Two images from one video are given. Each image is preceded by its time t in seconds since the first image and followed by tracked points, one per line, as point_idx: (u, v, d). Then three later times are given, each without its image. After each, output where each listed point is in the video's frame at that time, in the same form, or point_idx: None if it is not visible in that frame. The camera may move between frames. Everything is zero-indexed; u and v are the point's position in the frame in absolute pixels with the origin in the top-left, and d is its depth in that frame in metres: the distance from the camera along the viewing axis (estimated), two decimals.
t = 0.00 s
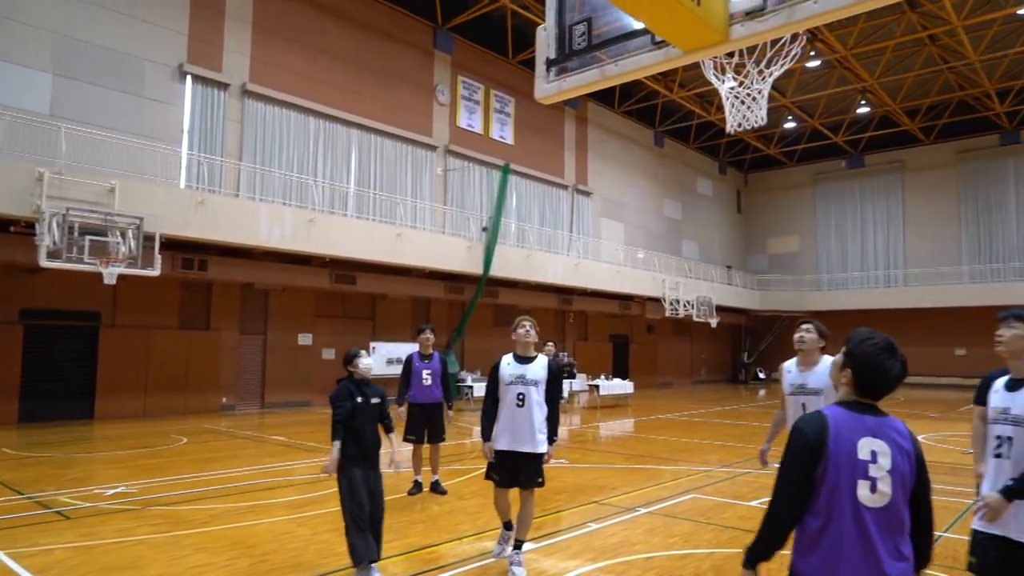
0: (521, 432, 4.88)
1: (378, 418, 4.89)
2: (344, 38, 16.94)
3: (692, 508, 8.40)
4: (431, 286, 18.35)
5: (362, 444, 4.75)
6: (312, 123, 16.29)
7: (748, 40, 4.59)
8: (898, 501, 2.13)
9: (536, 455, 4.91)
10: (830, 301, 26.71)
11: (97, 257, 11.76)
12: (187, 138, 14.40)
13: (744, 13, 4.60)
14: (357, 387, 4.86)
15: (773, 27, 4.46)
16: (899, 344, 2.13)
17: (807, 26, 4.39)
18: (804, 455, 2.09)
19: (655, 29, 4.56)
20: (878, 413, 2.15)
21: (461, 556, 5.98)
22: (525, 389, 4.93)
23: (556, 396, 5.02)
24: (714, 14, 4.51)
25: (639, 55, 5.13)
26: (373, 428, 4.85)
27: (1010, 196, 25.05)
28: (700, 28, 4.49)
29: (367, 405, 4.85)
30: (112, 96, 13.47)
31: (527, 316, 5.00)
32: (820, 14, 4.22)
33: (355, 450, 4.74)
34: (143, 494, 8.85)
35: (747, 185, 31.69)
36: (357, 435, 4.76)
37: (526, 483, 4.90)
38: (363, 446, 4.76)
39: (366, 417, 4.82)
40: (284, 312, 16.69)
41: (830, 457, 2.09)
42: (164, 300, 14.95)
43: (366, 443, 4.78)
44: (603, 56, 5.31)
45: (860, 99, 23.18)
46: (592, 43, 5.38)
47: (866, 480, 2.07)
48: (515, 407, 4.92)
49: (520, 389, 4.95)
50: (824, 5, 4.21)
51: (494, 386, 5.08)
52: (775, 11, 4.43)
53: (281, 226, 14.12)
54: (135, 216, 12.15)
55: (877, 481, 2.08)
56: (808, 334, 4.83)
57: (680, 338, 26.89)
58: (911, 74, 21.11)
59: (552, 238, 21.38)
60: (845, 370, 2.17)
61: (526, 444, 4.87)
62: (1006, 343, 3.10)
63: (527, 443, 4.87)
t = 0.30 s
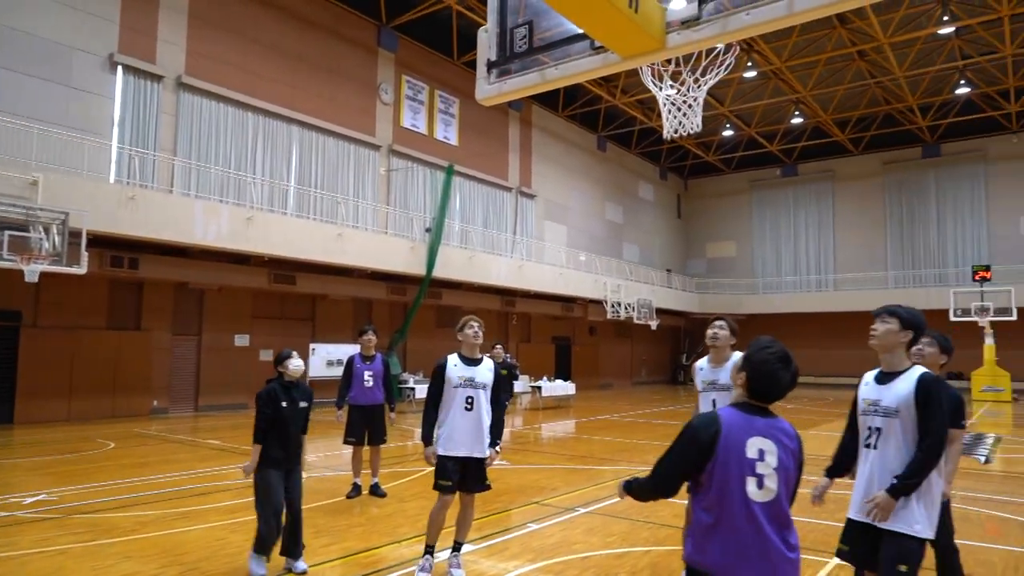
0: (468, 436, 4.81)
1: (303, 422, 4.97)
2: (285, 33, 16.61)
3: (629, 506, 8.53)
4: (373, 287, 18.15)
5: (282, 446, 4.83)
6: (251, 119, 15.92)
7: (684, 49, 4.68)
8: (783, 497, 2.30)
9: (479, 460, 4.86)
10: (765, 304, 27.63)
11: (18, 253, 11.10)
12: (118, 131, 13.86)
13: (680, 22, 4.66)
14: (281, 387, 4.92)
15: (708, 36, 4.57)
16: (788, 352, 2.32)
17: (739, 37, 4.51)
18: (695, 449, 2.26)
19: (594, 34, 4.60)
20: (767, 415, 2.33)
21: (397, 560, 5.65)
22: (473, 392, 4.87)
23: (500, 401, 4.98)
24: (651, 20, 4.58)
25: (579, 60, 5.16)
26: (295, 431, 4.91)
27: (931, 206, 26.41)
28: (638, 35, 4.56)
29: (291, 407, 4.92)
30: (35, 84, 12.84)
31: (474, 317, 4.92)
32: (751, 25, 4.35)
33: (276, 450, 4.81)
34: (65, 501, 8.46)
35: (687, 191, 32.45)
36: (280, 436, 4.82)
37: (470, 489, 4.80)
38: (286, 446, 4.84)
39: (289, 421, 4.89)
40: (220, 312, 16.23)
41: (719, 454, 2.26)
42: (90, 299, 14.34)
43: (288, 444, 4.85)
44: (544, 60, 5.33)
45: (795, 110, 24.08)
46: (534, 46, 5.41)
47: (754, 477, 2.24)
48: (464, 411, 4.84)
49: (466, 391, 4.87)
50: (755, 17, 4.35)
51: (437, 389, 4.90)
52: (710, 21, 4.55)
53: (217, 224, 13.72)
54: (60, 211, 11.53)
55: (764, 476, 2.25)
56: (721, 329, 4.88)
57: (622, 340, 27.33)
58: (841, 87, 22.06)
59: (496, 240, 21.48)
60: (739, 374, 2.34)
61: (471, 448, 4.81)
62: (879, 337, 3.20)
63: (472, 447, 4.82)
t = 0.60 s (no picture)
0: (454, 434, 4.71)
1: (252, 416, 5.33)
2: (260, 25, 16.42)
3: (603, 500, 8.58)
4: (350, 283, 18.04)
5: (236, 440, 5.17)
6: (225, 112, 15.73)
7: (661, 44, 4.71)
8: (734, 479, 2.37)
9: (465, 458, 4.76)
10: (740, 301, 27.96)
11: None
12: (88, 122, 13.61)
13: (658, 17, 4.70)
14: (233, 383, 5.22)
15: (685, 32, 4.60)
16: (737, 339, 2.36)
17: (716, 33, 4.54)
18: (648, 438, 2.30)
19: (571, 28, 4.60)
20: (719, 402, 2.38)
21: (374, 556, 5.64)
22: (459, 389, 4.76)
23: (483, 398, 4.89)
24: (629, 15, 4.60)
25: (557, 54, 5.16)
26: (245, 425, 5.26)
27: (903, 204, 26.88)
28: (616, 29, 4.57)
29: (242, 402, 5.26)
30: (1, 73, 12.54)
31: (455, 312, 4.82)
32: (728, 21, 4.37)
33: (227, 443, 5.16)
34: (33, 499, 8.31)
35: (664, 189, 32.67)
36: (233, 431, 5.15)
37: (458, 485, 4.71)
38: (238, 440, 5.18)
39: (241, 416, 5.22)
40: (193, 307, 16.03)
41: (673, 442, 2.30)
42: (60, 294, 14.08)
43: (241, 438, 5.19)
44: (522, 54, 5.31)
45: (771, 108, 24.35)
46: (511, 40, 5.39)
47: (706, 462, 2.29)
48: (450, 409, 4.71)
49: (451, 389, 4.75)
50: (732, 14, 4.38)
51: (421, 384, 4.70)
52: (687, 17, 4.57)
53: (190, 217, 13.53)
54: (28, 203, 11.16)
55: (716, 461, 2.30)
56: (664, 325, 4.76)
57: (599, 336, 27.47)
58: (815, 86, 22.37)
59: (474, 236, 21.45)
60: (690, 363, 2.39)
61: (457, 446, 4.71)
62: (813, 337, 3.24)
63: (457, 445, 4.72)
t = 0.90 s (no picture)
0: (467, 425, 4.68)
1: (245, 406, 5.45)
2: (260, 16, 16.35)
3: (605, 491, 8.59)
4: (351, 275, 18.04)
5: (227, 427, 5.28)
6: (225, 103, 15.69)
7: (664, 33, 4.68)
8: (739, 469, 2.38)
9: (479, 450, 4.71)
10: (741, 293, 27.97)
11: None
12: (88, 114, 13.57)
13: (662, 6, 4.68)
14: (227, 371, 5.37)
15: (689, 21, 4.57)
16: (744, 331, 2.36)
17: (719, 23, 4.52)
18: (654, 429, 2.31)
19: (574, 17, 4.57)
20: (726, 393, 2.38)
21: (378, 545, 5.67)
22: (472, 381, 4.77)
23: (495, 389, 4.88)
24: (632, 4, 4.57)
25: (559, 44, 5.13)
26: (238, 414, 5.37)
27: (905, 196, 26.84)
28: (619, 17, 4.55)
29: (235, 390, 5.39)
30: None
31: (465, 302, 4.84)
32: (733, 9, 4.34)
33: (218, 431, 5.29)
34: (37, 490, 8.33)
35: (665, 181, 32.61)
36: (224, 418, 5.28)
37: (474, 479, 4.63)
38: (229, 427, 5.30)
39: (233, 404, 5.34)
40: (194, 298, 16.04)
41: (678, 433, 2.31)
42: (61, 286, 14.08)
43: (231, 426, 5.31)
44: (524, 43, 5.28)
45: (772, 100, 24.29)
46: (514, 30, 5.37)
47: (712, 454, 2.30)
48: (464, 400, 4.70)
49: (464, 379, 4.75)
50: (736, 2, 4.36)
51: (433, 375, 4.68)
52: (691, 6, 4.54)
53: (191, 209, 13.51)
54: (28, 195, 11.12)
55: (722, 452, 2.31)
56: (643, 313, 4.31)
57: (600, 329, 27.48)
58: (817, 78, 22.32)
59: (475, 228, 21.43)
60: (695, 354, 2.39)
61: (471, 438, 4.67)
62: (790, 322, 3.21)
63: (470, 437, 4.68)
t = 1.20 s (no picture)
0: (482, 419, 4.68)
1: (252, 399, 5.46)
2: (262, 12, 16.34)
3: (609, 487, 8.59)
4: (353, 271, 18.07)
5: (234, 419, 5.31)
6: (228, 99, 15.69)
7: (669, 29, 4.67)
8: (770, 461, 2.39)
9: (491, 445, 4.71)
10: (743, 289, 27.95)
11: None
12: (92, 111, 13.57)
13: (666, 1, 4.68)
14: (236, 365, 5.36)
15: (694, 17, 4.56)
16: (768, 323, 2.38)
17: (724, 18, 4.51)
18: (686, 426, 2.32)
19: (579, 13, 4.56)
20: (752, 387, 2.40)
21: (384, 540, 5.70)
22: (486, 375, 4.78)
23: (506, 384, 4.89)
24: None
25: (563, 39, 5.12)
26: (246, 407, 5.39)
27: (908, 191, 26.78)
28: (624, 13, 4.54)
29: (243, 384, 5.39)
30: (3, 61, 12.50)
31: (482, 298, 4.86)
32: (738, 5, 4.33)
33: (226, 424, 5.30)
34: (42, 486, 8.35)
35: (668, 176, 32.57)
36: (233, 411, 5.30)
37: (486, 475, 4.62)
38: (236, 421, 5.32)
39: (241, 398, 5.35)
40: (197, 295, 16.08)
41: (709, 429, 2.32)
42: (65, 282, 14.11)
43: (238, 419, 5.33)
44: (527, 38, 5.27)
45: (776, 95, 24.23)
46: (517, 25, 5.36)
47: (743, 448, 2.32)
48: (478, 394, 4.71)
49: (479, 373, 4.77)
50: None
51: (449, 371, 4.71)
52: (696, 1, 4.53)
53: (195, 206, 13.52)
54: (33, 191, 11.08)
55: (753, 446, 2.32)
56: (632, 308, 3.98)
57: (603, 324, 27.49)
58: (821, 73, 22.26)
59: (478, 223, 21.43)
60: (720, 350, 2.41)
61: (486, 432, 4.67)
62: (789, 314, 3.21)
63: (484, 432, 4.68)
